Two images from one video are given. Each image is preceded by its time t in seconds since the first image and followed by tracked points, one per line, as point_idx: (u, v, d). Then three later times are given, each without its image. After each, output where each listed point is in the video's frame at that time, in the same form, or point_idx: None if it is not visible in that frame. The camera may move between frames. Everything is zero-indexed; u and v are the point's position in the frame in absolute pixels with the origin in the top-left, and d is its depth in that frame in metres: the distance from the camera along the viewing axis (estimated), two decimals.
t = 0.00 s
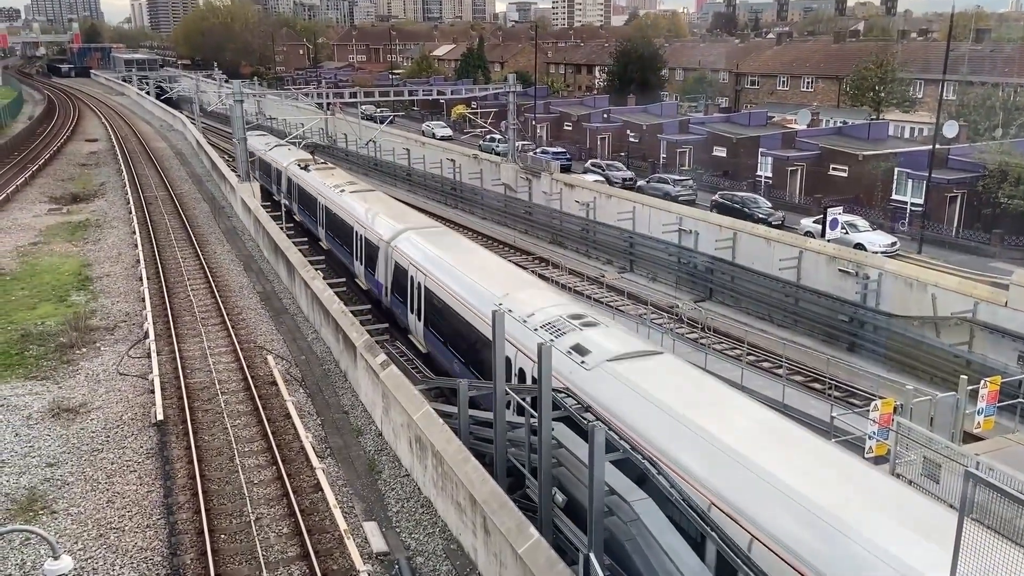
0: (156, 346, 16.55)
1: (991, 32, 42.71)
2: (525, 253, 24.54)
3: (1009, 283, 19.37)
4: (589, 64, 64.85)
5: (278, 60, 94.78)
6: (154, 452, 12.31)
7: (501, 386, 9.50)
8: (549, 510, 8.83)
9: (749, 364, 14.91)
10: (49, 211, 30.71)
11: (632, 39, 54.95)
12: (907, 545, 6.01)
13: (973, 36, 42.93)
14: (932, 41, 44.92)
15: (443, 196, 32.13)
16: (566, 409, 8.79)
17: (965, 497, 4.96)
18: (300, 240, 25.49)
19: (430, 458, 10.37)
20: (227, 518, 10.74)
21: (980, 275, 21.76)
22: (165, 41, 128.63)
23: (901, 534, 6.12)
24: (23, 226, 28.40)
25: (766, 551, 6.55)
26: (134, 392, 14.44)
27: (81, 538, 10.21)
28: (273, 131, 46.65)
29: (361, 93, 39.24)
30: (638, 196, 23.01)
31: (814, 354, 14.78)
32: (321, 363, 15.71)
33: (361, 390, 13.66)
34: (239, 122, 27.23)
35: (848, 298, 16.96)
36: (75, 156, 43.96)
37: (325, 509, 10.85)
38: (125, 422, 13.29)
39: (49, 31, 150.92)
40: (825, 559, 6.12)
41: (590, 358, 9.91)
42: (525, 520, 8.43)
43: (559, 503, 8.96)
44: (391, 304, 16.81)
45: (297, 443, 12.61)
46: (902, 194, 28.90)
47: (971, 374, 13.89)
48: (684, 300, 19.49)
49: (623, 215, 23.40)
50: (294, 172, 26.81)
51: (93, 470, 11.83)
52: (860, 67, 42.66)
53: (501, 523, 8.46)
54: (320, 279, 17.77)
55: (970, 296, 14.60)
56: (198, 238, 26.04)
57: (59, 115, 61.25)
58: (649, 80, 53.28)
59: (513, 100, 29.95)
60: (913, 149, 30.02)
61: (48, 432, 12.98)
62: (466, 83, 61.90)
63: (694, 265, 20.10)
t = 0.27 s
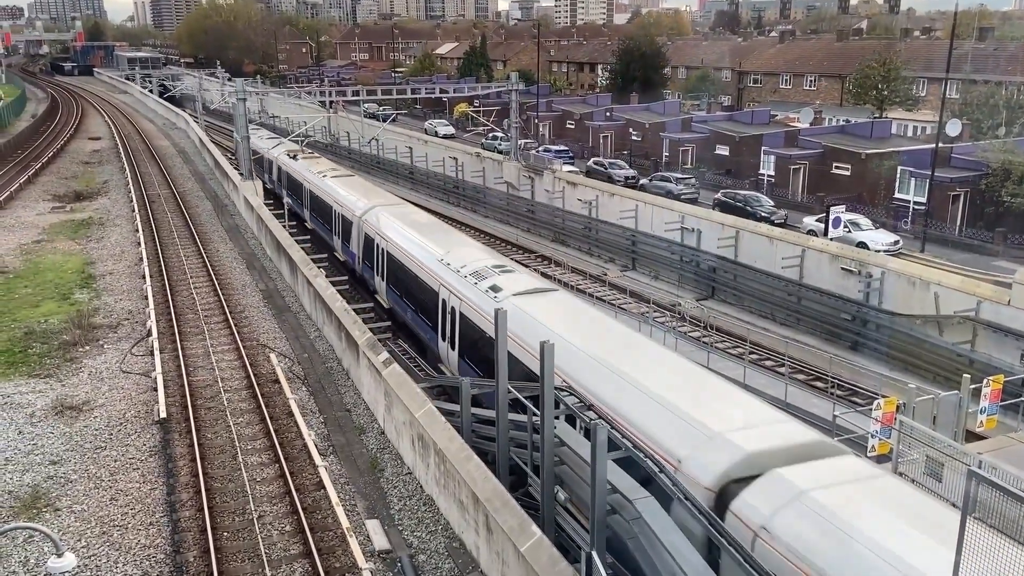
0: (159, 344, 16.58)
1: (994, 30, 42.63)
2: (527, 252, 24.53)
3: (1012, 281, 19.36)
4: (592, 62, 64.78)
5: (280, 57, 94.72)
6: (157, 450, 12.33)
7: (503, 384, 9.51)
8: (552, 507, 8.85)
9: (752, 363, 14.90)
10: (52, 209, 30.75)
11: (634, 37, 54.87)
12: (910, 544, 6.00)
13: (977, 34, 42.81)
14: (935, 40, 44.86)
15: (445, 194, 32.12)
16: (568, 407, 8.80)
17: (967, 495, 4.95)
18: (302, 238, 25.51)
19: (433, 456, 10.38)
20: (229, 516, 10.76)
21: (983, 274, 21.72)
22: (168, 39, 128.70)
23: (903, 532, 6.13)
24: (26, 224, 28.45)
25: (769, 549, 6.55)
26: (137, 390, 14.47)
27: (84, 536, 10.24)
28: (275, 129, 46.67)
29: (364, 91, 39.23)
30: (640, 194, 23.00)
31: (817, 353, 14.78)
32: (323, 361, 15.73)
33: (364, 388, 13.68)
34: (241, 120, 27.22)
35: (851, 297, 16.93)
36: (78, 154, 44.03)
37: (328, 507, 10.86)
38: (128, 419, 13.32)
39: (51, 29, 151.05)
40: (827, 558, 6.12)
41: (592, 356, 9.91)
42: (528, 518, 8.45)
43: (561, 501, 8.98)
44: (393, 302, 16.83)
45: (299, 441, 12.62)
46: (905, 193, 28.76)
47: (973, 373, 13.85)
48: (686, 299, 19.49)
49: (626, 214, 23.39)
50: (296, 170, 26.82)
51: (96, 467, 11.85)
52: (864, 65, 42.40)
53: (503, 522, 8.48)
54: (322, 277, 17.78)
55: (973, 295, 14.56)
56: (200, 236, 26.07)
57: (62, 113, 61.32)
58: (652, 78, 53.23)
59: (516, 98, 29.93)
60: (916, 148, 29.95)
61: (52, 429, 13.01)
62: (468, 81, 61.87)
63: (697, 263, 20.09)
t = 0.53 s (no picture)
0: (161, 342, 16.60)
1: (996, 29, 42.59)
2: (529, 250, 24.51)
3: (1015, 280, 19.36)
4: (593, 60, 64.75)
5: (282, 55, 94.65)
6: (159, 448, 12.34)
7: (506, 382, 9.50)
8: (553, 506, 8.85)
9: (753, 361, 14.89)
10: (54, 207, 30.77)
11: (636, 35, 54.84)
12: (914, 545, 6.00)
13: (979, 32, 42.76)
14: (938, 38, 44.82)
15: (447, 192, 32.10)
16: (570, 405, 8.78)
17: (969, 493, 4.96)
18: (304, 236, 25.52)
19: (434, 454, 10.38)
20: (231, 514, 10.77)
21: (985, 273, 21.69)
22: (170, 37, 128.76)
23: (906, 532, 6.14)
24: (28, 222, 28.48)
25: (771, 549, 6.55)
26: (139, 388, 14.48)
27: (86, 534, 10.26)
28: (277, 127, 46.69)
29: (366, 89, 39.22)
30: (642, 192, 22.98)
31: (819, 351, 14.77)
32: (325, 359, 15.74)
33: (366, 386, 13.68)
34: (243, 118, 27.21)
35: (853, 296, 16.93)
36: (80, 152, 44.07)
37: (329, 505, 10.87)
38: (130, 417, 13.33)
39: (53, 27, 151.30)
40: (831, 559, 6.11)
41: (593, 355, 9.90)
42: (530, 517, 8.44)
43: (563, 499, 8.98)
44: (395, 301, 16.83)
45: (301, 439, 12.63)
46: (907, 191, 28.66)
47: (976, 372, 13.86)
48: (688, 297, 19.48)
49: (628, 212, 23.38)
50: (299, 168, 26.84)
51: (98, 466, 11.87)
52: (866, 63, 42.26)
53: (505, 520, 8.47)
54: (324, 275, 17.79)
55: (975, 294, 14.55)
56: (202, 234, 26.08)
57: (64, 111, 61.39)
58: (654, 77, 53.17)
59: (518, 96, 29.92)
60: (918, 147, 29.88)
61: (54, 428, 13.02)
62: (471, 79, 61.85)
63: (698, 262, 20.08)
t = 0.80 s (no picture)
0: (163, 341, 16.61)
1: (998, 28, 42.54)
2: (530, 249, 24.51)
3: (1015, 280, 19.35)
4: (595, 59, 64.73)
5: (282, 54, 94.62)
6: (160, 447, 12.35)
7: (507, 380, 9.50)
8: (554, 505, 8.85)
9: (755, 361, 14.89)
10: (56, 206, 30.78)
11: (637, 34, 54.83)
12: (916, 544, 5.99)
13: (981, 31, 42.72)
14: (939, 37, 44.77)
15: (448, 190, 32.09)
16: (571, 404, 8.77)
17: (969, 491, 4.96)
18: (306, 235, 25.53)
19: (436, 453, 10.39)
20: (233, 513, 10.78)
21: (987, 272, 21.69)
22: (171, 36, 128.68)
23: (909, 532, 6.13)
24: (29, 221, 28.48)
25: (772, 549, 6.55)
26: (141, 387, 14.49)
27: (87, 532, 10.27)
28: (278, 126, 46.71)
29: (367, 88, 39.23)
30: (643, 191, 22.98)
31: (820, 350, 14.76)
32: (326, 358, 15.75)
33: (367, 385, 13.70)
34: (245, 117, 27.20)
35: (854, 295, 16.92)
36: (81, 151, 44.07)
37: (331, 504, 10.88)
38: (131, 416, 13.34)
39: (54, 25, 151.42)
40: (833, 558, 6.11)
41: (595, 354, 9.90)
42: (530, 515, 8.45)
43: (564, 498, 8.98)
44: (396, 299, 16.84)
45: (302, 438, 12.64)
46: (908, 190, 28.61)
47: (977, 371, 13.87)
48: (689, 296, 19.48)
49: (629, 211, 23.38)
50: (300, 166, 26.86)
51: (100, 464, 11.88)
52: (867, 63, 42.25)
53: (506, 519, 8.47)
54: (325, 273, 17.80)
55: (977, 293, 14.54)
56: (204, 233, 26.08)
57: (65, 110, 61.36)
58: (655, 75, 53.12)
59: (519, 95, 29.90)
60: (919, 146, 29.84)
61: (55, 426, 13.03)
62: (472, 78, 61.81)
63: (699, 261, 20.08)
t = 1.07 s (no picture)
0: (164, 340, 16.61)
1: (999, 28, 42.53)
2: (531, 248, 24.51)
3: (1016, 279, 19.34)
4: (595, 58, 64.72)
5: (283, 53, 94.39)
6: (161, 446, 12.35)
7: (508, 380, 9.49)
8: (554, 505, 8.84)
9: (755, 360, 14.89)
10: (56, 206, 30.76)
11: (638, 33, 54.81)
12: (918, 544, 5.98)
13: (982, 31, 42.66)
14: (941, 36, 44.77)
15: (449, 190, 32.07)
16: (572, 404, 8.76)
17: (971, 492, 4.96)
18: (307, 234, 25.54)
19: (436, 452, 10.40)
20: (233, 512, 10.78)
21: (988, 271, 21.68)
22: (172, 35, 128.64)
23: (913, 533, 6.10)
24: (30, 220, 28.49)
25: (774, 548, 6.55)
26: (141, 386, 14.49)
27: (88, 531, 10.27)
28: (279, 125, 46.69)
29: (367, 87, 39.22)
30: (643, 191, 22.96)
31: (820, 349, 14.76)
32: (327, 357, 15.74)
33: (367, 384, 13.70)
34: (245, 117, 27.19)
35: (855, 294, 16.91)
36: (82, 150, 44.03)
37: (331, 503, 10.88)
38: (132, 415, 13.34)
39: (56, 24, 151.52)
40: (834, 558, 6.10)
41: (597, 353, 9.89)
42: (531, 514, 8.45)
43: (564, 497, 8.99)
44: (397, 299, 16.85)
45: (302, 437, 12.64)
46: (909, 190, 28.58)
47: (978, 370, 13.87)
48: (690, 296, 19.48)
49: (630, 210, 23.37)
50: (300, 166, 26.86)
51: (100, 463, 11.88)
52: (868, 62, 42.26)
53: (507, 518, 8.46)
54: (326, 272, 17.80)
55: (978, 293, 14.51)
56: (204, 232, 26.07)
57: (65, 109, 61.35)
58: (656, 75, 53.09)
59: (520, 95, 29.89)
60: (920, 145, 29.82)
61: (56, 425, 13.03)
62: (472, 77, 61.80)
63: (700, 260, 20.06)
